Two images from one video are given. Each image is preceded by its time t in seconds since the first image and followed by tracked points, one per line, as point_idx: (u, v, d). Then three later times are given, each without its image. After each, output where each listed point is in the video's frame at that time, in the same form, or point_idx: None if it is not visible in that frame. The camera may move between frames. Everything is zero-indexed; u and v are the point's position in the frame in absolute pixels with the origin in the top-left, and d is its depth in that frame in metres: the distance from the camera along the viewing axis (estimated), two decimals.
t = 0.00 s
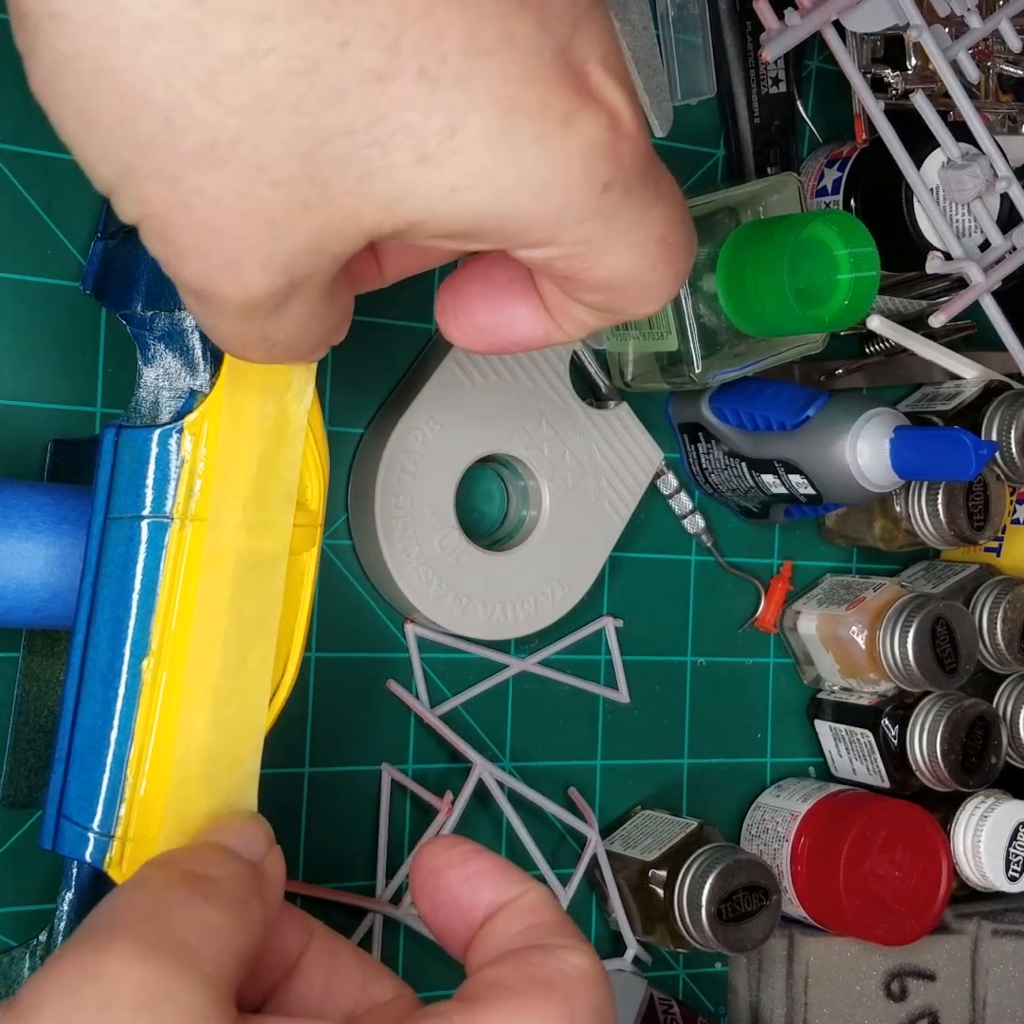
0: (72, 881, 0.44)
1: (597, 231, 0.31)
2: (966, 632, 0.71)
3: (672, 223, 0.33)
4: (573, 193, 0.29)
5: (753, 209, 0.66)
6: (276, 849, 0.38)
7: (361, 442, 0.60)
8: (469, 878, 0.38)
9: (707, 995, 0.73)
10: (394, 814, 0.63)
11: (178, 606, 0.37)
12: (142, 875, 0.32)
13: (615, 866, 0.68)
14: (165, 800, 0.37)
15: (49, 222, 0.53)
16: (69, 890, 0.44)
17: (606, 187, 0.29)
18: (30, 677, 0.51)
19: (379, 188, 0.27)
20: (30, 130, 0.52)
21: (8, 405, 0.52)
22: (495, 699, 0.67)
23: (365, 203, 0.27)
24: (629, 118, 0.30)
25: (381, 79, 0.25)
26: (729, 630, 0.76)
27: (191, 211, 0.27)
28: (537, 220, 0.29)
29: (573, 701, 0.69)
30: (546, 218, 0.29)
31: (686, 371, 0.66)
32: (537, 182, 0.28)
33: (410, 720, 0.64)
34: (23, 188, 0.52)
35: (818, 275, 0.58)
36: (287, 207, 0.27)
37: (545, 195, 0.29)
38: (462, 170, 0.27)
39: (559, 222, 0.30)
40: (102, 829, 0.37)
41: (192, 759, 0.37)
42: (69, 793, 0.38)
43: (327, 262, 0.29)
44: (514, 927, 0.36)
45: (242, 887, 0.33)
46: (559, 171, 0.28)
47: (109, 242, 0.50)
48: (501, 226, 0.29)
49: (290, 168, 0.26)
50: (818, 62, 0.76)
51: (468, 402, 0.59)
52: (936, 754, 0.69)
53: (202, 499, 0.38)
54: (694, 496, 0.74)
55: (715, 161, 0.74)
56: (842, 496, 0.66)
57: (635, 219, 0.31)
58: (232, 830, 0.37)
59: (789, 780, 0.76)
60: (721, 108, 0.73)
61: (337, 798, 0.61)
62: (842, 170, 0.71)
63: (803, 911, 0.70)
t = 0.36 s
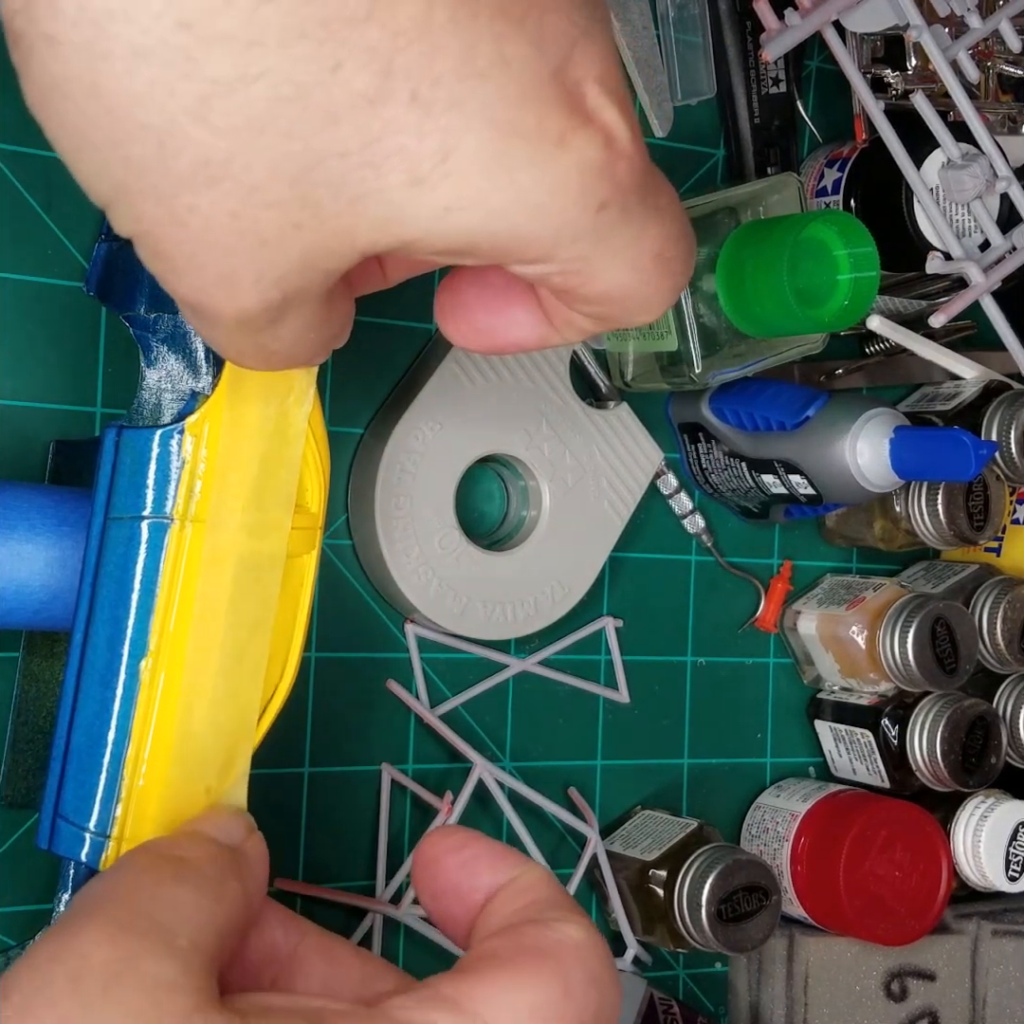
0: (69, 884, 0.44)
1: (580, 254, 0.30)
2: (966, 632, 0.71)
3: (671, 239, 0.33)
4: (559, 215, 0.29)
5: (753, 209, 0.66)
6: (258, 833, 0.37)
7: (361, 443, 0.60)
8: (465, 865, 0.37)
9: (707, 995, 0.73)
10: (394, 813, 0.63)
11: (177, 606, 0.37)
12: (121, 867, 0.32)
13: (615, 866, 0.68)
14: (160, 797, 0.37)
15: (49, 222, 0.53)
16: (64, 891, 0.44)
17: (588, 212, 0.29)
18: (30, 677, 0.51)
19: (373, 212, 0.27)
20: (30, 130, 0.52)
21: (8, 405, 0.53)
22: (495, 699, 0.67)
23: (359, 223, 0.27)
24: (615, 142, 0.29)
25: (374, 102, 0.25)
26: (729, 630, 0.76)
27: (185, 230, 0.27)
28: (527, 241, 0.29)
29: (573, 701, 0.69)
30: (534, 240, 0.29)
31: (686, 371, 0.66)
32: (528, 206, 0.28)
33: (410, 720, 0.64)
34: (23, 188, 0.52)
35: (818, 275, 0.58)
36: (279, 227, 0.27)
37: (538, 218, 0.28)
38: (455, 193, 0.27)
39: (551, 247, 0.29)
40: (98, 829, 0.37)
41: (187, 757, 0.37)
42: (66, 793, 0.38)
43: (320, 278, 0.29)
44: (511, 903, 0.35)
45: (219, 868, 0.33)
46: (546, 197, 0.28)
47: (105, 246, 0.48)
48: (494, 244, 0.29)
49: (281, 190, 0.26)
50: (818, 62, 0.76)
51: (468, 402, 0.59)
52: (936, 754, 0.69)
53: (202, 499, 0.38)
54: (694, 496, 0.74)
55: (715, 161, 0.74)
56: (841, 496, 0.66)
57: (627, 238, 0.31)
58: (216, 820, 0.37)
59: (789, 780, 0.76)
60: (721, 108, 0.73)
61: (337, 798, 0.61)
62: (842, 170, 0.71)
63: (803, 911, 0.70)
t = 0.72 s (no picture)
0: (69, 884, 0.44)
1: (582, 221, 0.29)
2: (967, 632, 0.71)
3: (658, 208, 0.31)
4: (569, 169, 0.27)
5: (753, 209, 0.66)
6: (257, 833, 0.37)
7: (361, 443, 0.60)
8: (465, 876, 0.37)
9: (707, 995, 0.73)
10: (394, 813, 0.63)
11: (177, 607, 0.37)
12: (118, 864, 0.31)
13: (615, 866, 0.68)
14: (160, 799, 0.37)
15: (50, 222, 0.53)
16: (64, 891, 0.44)
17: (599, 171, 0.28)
18: (29, 677, 0.51)
19: (347, 179, 0.26)
20: (30, 130, 0.52)
21: (9, 405, 0.53)
22: (495, 699, 0.67)
23: (332, 183, 0.26)
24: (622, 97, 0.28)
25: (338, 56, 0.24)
26: (729, 630, 0.76)
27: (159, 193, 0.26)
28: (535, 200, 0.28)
29: (574, 701, 0.69)
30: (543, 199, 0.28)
31: (686, 371, 0.66)
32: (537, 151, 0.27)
33: (410, 720, 0.64)
34: (23, 188, 0.52)
35: (818, 275, 0.58)
36: (255, 186, 0.26)
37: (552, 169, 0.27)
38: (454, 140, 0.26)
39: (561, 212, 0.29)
40: (99, 831, 0.37)
41: (187, 758, 0.37)
42: (67, 794, 0.38)
43: (308, 241, 0.28)
44: (511, 917, 0.35)
45: (216, 867, 0.33)
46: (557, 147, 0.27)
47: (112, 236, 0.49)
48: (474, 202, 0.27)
49: (251, 146, 0.25)
50: (819, 62, 0.76)
51: (468, 404, 0.59)
52: (936, 753, 0.69)
53: (202, 500, 0.38)
54: (694, 496, 0.74)
55: (715, 161, 0.74)
56: (841, 496, 0.66)
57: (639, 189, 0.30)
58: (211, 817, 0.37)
59: (789, 780, 0.76)
60: (721, 108, 0.73)
61: (337, 799, 0.61)
62: (842, 170, 0.71)
63: (803, 910, 0.70)
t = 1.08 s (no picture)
0: (65, 885, 0.47)
1: (381, 463, 0.34)
2: (967, 633, 0.71)
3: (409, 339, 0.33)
4: (363, 415, 0.33)
5: (753, 209, 0.66)
6: (316, 894, 0.34)
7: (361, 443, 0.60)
8: (476, 935, 0.36)
9: (707, 994, 0.73)
10: (394, 813, 0.63)
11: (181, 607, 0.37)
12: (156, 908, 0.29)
13: (615, 866, 0.68)
14: (160, 802, 0.37)
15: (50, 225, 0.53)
16: (60, 895, 0.47)
17: (396, 416, 0.34)
18: (25, 683, 0.51)
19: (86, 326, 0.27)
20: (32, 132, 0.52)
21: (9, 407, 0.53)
22: (496, 699, 0.67)
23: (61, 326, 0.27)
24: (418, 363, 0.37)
25: None
26: (729, 630, 0.76)
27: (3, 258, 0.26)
28: (330, 446, 0.33)
29: (573, 701, 0.69)
30: (337, 442, 0.33)
31: (686, 371, 0.66)
32: (328, 397, 0.32)
33: (410, 720, 0.64)
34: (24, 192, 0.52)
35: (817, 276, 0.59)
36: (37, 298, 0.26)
37: (341, 413, 0.32)
38: (247, 372, 0.31)
39: (359, 457, 0.34)
40: (98, 835, 0.37)
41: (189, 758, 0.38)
42: (64, 797, 0.38)
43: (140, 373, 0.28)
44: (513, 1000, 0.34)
45: (269, 937, 0.30)
46: (353, 387, 0.32)
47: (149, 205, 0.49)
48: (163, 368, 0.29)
49: None
50: (818, 62, 0.76)
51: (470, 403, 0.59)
52: (936, 753, 0.69)
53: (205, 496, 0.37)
54: (694, 496, 0.74)
55: (714, 161, 0.73)
56: (841, 496, 0.66)
57: (430, 448, 0.36)
58: (273, 862, 0.34)
59: (789, 780, 0.76)
60: (721, 109, 0.73)
61: (338, 799, 0.61)
62: (842, 170, 0.71)
63: (803, 910, 0.70)
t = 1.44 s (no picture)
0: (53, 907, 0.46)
1: (298, 497, 0.31)
2: (966, 633, 0.71)
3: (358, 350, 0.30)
4: (277, 455, 0.30)
5: (753, 209, 0.66)
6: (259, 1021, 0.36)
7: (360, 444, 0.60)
8: None
9: (707, 994, 0.73)
10: (394, 813, 0.63)
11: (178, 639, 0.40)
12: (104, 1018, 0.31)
13: (615, 866, 0.68)
14: (154, 828, 0.40)
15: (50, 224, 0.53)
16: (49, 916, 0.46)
17: (314, 454, 0.30)
18: (19, 699, 0.51)
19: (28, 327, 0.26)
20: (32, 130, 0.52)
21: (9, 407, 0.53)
22: (496, 699, 0.67)
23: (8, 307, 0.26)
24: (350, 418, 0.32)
25: None
26: (729, 630, 0.76)
27: None
28: (239, 486, 0.30)
29: (573, 701, 0.69)
30: (248, 482, 0.30)
31: (686, 371, 0.66)
32: (236, 436, 0.29)
33: (410, 720, 0.64)
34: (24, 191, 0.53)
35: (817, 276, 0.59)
36: None
37: (251, 454, 0.29)
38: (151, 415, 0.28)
39: (275, 496, 0.30)
40: (92, 857, 0.39)
41: (183, 792, 0.40)
42: (59, 821, 0.40)
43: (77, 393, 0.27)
44: None
45: None
46: (264, 427, 0.29)
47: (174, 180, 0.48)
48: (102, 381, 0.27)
49: None
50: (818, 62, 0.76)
51: (471, 402, 0.59)
52: (936, 753, 0.69)
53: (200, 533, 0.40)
54: (693, 496, 0.74)
55: (714, 161, 0.73)
56: (840, 495, 0.66)
57: (359, 471, 0.32)
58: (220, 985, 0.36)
59: (789, 780, 0.77)
60: (722, 109, 0.72)
61: (338, 799, 0.61)
62: (842, 170, 0.71)
63: (803, 910, 0.70)
